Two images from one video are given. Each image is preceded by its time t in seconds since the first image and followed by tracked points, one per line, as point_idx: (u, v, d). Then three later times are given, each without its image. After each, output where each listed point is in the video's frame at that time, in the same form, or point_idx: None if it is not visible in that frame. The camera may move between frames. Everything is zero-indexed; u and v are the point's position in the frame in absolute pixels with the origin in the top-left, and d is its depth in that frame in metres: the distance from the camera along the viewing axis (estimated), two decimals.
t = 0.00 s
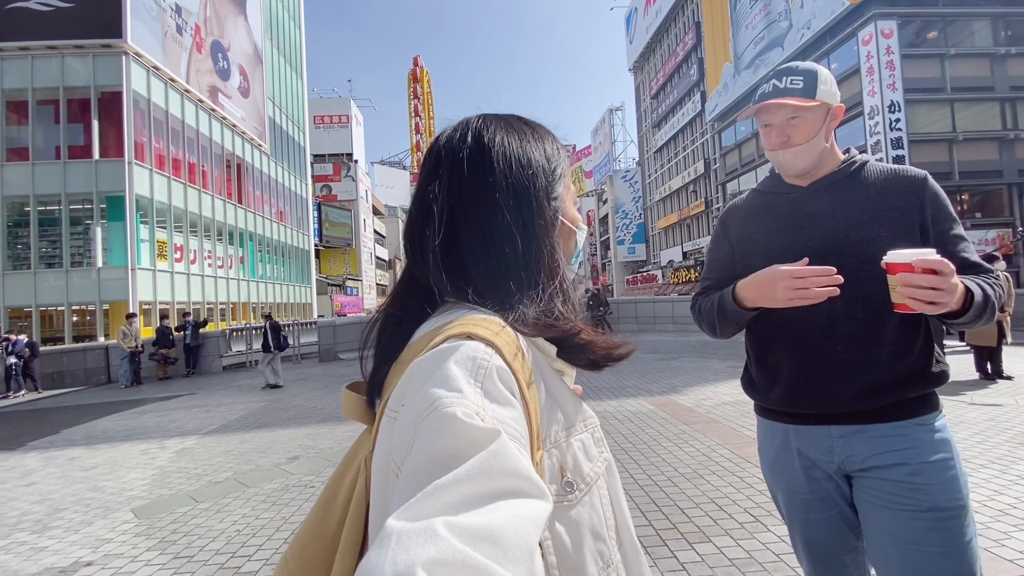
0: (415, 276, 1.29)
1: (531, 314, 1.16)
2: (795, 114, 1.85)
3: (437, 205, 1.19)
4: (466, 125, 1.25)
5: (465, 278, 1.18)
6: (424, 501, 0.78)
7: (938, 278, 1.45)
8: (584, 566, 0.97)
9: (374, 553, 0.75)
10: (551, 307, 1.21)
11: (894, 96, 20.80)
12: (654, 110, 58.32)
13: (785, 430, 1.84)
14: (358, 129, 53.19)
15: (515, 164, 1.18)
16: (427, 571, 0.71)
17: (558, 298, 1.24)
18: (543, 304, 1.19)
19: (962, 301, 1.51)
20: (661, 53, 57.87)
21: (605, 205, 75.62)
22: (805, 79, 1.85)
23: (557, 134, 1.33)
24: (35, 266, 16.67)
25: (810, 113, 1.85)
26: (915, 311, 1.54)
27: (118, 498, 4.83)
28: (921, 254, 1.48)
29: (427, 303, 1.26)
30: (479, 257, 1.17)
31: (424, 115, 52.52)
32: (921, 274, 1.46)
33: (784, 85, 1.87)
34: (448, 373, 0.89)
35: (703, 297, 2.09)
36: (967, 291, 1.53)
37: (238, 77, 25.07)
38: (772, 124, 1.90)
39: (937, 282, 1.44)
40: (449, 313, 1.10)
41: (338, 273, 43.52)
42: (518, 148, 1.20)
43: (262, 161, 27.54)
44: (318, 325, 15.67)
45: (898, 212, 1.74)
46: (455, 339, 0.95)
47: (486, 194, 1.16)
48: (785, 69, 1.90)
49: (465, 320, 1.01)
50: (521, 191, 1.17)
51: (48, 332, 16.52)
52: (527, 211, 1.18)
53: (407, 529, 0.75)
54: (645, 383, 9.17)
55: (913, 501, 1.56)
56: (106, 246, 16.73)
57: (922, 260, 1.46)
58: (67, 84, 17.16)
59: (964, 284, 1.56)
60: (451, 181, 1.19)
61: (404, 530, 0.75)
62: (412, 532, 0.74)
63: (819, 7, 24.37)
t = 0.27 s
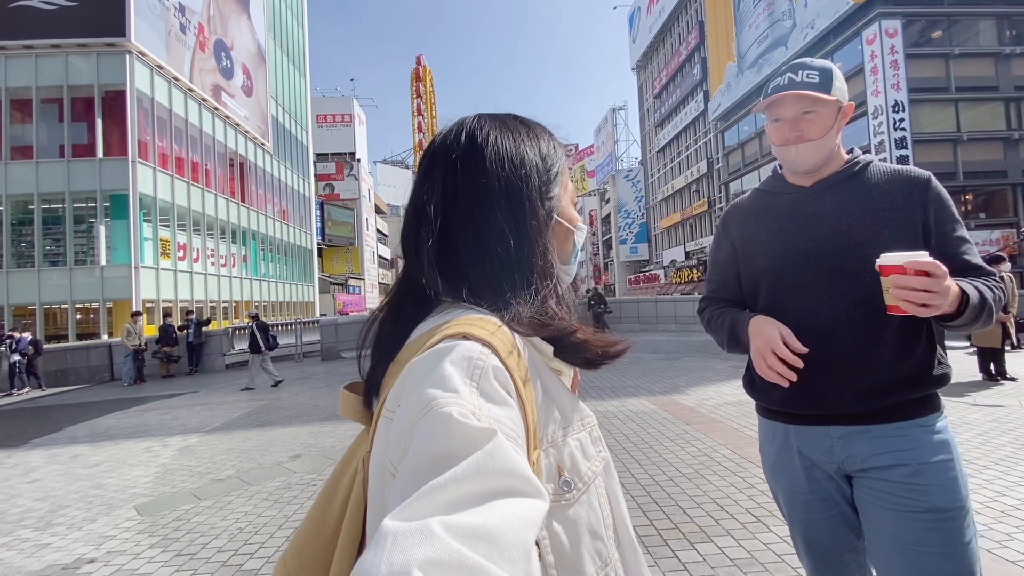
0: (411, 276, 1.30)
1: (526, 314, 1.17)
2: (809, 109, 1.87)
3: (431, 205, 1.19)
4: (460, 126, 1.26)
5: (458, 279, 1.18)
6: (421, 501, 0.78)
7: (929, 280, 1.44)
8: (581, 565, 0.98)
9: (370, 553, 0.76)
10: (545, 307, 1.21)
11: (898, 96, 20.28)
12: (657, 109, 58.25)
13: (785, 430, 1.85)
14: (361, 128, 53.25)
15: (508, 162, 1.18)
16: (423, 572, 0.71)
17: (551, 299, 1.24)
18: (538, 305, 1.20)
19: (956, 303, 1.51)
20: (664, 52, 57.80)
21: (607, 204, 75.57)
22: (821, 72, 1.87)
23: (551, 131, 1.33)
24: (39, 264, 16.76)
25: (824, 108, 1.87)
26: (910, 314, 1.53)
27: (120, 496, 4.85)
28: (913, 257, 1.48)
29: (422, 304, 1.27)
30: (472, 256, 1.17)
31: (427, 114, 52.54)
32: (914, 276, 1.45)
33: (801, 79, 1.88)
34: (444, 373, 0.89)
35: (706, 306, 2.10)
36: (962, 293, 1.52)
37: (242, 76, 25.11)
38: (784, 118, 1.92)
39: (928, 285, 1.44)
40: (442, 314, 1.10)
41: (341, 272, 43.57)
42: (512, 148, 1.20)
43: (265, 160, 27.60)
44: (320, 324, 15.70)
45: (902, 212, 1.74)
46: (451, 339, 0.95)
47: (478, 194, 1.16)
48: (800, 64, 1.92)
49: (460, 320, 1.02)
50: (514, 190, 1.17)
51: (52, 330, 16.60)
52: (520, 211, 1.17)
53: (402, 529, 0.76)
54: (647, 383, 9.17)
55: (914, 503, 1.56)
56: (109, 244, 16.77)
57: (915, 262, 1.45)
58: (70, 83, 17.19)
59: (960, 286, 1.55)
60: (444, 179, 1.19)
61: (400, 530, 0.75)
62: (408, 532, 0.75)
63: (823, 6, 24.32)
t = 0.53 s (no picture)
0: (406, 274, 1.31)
1: (525, 318, 1.18)
2: (817, 106, 1.87)
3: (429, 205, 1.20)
4: (462, 122, 1.25)
5: (453, 280, 1.19)
6: (419, 501, 0.79)
7: (924, 286, 1.44)
8: (578, 565, 0.98)
9: (367, 554, 0.76)
10: (539, 311, 1.21)
11: (902, 96, 20.62)
12: (660, 108, 58.18)
13: (791, 431, 1.85)
14: (363, 127, 53.28)
15: (507, 162, 1.18)
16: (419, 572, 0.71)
17: (547, 302, 1.25)
18: (537, 308, 1.21)
19: (953, 309, 1.51)
20: (667, 51, 57.72)
21: (610, 204, 75.49)
22: (831, 71, 1.87)
23: (553, 130, 1.33)
24: (44, 262, 16.84)
25: (832, 105, 1.86)
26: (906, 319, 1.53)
27: (124, 493, 4.87)
28: (908, 264, 1.48)
29: (422, 302, 1.27)
30: (467, 257, 1.18)
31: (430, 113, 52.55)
32: (907, 283, 1.46)
33: (811, 75, 1.87)
34: (439, 374, 0.90)
35: (709, 307, 2.10)
36: (958, 298, 1.52)
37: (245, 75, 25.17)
38: (792, 115, 1.91)
39: (922, 292, 1.44)
40: (437, 314, 1.11)
41: (343, 270, 43.63)
42: (514, 147, 1.20)
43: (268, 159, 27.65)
44: (323, 323, 15.72)
45: (906, 212, 1.74)
46: (448, 339, 0.96)
47: (475, 195, 1.16)
48: (808, 61, 1.91)
49: (455, 320, 1.02)
50: (513, 191, 1.17)
51: (55, 328, 16.67)
52: (518, 211, 1.18)
53: (398, 529, 0.76)
54: (649, 383, 9.17)
55: (919, 506, 1.56)
56: (113, 242, 16.80)
57: (909, 270, 1.46)
58: (75, 81, 17.24)
59: (956, 289, 1.55)
60: (444, 177, 1.19)
61: (396, 532, 0.76)
62: (405, 532, 0.75)
63: (827, 5, 24.26)
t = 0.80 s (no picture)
0: (418, 274, 1.25)
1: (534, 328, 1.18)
2: (824, 106, 1.85)
3: (473, 203, 1.14)
4: (503, 123, 1.22)
5: (481, 287, 1.16)
6: (407, 512, 0.77)
7: (926, 287, 1.43)
8: (572, 567, 0.99)
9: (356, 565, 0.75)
10: (552, 322, 1.22)
11: (905, 96, 20.73)
12: (662, 108, 58.14)
13: (795, 431, 1.85)
14: (366, 126, 53.31)
15: (552, 174, 1.19)
16: None
17: (563, 314, 1.27)
18: (546, 319, 1.21)
19: (954, 307, 1.51)
20: (670, 51, 57.67)
21: (612, 204, 75.48)
22: (838, 71, 1.85)
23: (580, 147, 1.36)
24: (46, 260, 16.87)
25: (837, 106, 1.85)
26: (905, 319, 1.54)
27: (126, 491, 4.88)
28: (909, 264, 1.47)
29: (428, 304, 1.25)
30: (504, 266, 1.16)
31: (432, 112, 52.56)
32: (909, 284, 1.45)
33: (817, 75, 1.85)
34: (427, 382, 0.89)
35: (712, 306, 2.10)
36: (960, 296, 1.52)
37: (248, 73, 25.20)
38: (799, 115, 1.89)
39: (922, 292, 1.43)
40: (440, 316, 1.10)
41: (346, 269, 43.68)
42: (549, 152, 1.20)
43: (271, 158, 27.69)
44: (325, 321, 15.75)
45: (910, 212, 1.73)
46: (434, 346, 0.95)
47: (521, 203, 1.16)
48: (812, 62, 1.89)
49: (448, 326, 1.02)
50: (553, 204, 1.19)
51: (58, 325, 16.72)
52: (554, 224, 1.19)
53: (384, 544, 0.75)
54: (650, 382, 9.17)
55: (925, 507, 1.56)
56: (116, 240, 16.84)
57: (910, 269, 1.45)
58: (78, 79, 17.28)
59: (957, 289, 1.55)
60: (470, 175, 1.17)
61: (382, 546, 0.75)
62: (390, 546, 0.74)
63: (830, 5, 24.25)
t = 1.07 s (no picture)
0: (422, 275, 1.23)
1: (538, 329, 1.18)
2: (820, 116, 1.84)
3: (481, 201, 1.13)
4: (508, 123, 1.23)
5: (489, 285, 1.15)
6: (408, 512, 0.78)
7: (933, 282, 1.44)
8: (575, 567, 0.98)
9: (357, 566, 0.75)
10: (556, 322, 1.22)
11: (908, 97, 20.64)
12: (664, 108, 58.07)
13: (798, 430, 1.85)
14: (367, 125, 53.31)
15: (558, 173, 1.20)
16: None
17: (569, 315, 1.27)
18: (551, 320, 1.21)
19: (961, 304, 1.51)
20: (671, 50, 57.63)
21: (613, 203, 75.46)
22: (831, 77, 1.84)
23: (583, 147, 1.37)
24: (48, 259, 16.90)
25: (833, 115, 1.83)
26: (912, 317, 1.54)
27: (127, 489, 4.89)
28: (915, 260, 1.48)
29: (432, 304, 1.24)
30: (513, 264, 1.16)
31: (433, 112, 52.57)
32: (918, 280, 1.46)
33: (812, 85, 1.84)
34: (429, 382, 0.89)
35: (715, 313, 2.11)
36: (965, 293, 1.52)
37: (249, 72, 25.23)
38: (795, 125, 1.88)
39: (931, 288, 1.44)
40: (442, 315, 1.10)
41: (347, 268, 43.68)
42: (554, 152, 1.21)
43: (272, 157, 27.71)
44: (326, 320, 15.75)
45: (910, 212, 1.73)
46: (437, 345, 0.95)
47: (529, 201, 1.16)
48: (806, 70, 1.88)
49: (450, 326, 1.01)
50: (560, 202, 1.20)
51: (60, 324, 16.75)
52: (562, 223, 1.20)
53: (385, 545, 0.75)
54: (651, 382, 9.17)
55: (927, 506, 1.56)
56: (117, 239, 16.86)
57: (917, 266, 1.46)
58: (80, 78, 17.32)
59: (961, 286, 1.55)
60: (472, 174, 1.17)
61: (383, 547, 0.75)
62: (392, 547, 0.74)
63: (832, 5, 24.22)
